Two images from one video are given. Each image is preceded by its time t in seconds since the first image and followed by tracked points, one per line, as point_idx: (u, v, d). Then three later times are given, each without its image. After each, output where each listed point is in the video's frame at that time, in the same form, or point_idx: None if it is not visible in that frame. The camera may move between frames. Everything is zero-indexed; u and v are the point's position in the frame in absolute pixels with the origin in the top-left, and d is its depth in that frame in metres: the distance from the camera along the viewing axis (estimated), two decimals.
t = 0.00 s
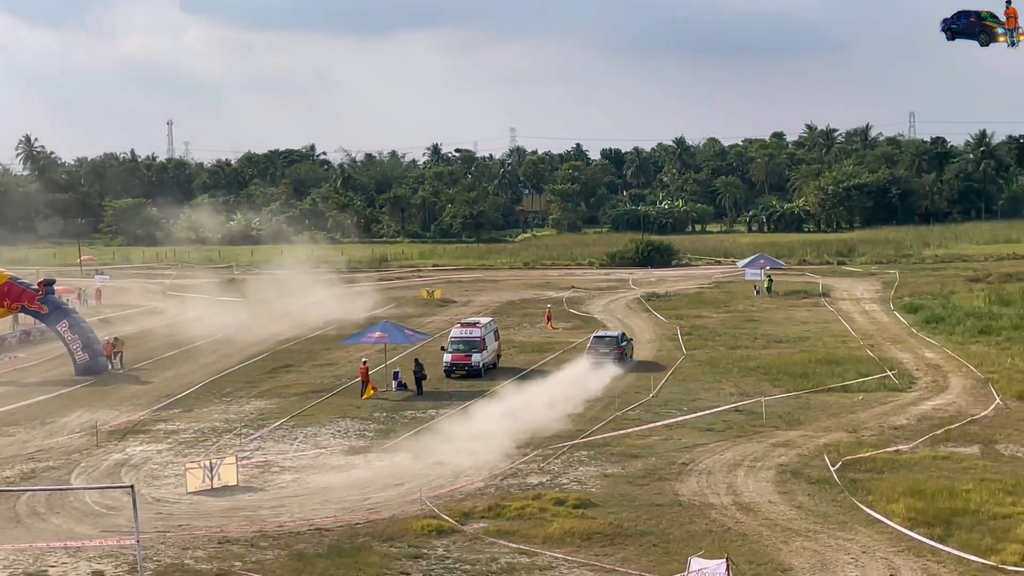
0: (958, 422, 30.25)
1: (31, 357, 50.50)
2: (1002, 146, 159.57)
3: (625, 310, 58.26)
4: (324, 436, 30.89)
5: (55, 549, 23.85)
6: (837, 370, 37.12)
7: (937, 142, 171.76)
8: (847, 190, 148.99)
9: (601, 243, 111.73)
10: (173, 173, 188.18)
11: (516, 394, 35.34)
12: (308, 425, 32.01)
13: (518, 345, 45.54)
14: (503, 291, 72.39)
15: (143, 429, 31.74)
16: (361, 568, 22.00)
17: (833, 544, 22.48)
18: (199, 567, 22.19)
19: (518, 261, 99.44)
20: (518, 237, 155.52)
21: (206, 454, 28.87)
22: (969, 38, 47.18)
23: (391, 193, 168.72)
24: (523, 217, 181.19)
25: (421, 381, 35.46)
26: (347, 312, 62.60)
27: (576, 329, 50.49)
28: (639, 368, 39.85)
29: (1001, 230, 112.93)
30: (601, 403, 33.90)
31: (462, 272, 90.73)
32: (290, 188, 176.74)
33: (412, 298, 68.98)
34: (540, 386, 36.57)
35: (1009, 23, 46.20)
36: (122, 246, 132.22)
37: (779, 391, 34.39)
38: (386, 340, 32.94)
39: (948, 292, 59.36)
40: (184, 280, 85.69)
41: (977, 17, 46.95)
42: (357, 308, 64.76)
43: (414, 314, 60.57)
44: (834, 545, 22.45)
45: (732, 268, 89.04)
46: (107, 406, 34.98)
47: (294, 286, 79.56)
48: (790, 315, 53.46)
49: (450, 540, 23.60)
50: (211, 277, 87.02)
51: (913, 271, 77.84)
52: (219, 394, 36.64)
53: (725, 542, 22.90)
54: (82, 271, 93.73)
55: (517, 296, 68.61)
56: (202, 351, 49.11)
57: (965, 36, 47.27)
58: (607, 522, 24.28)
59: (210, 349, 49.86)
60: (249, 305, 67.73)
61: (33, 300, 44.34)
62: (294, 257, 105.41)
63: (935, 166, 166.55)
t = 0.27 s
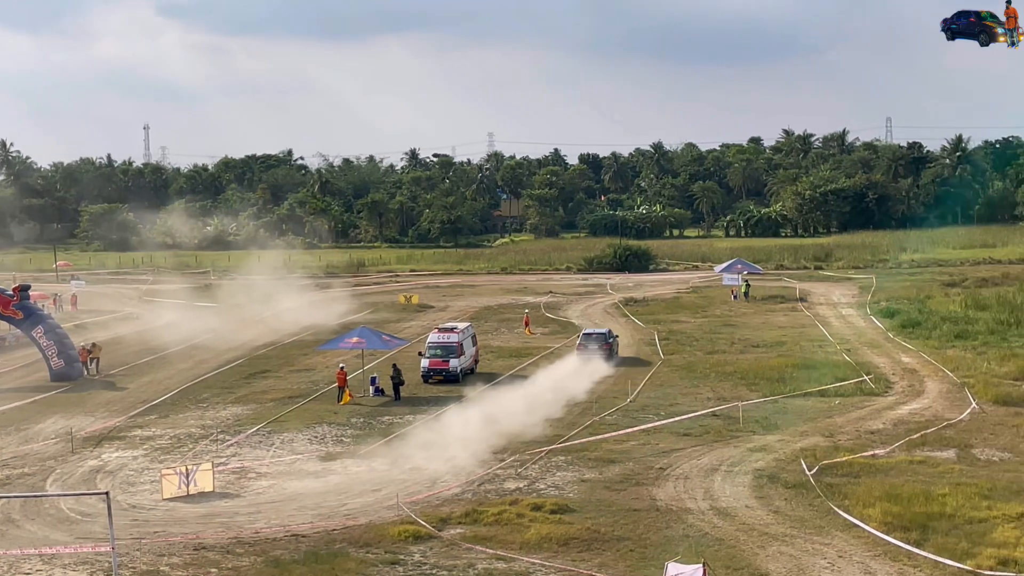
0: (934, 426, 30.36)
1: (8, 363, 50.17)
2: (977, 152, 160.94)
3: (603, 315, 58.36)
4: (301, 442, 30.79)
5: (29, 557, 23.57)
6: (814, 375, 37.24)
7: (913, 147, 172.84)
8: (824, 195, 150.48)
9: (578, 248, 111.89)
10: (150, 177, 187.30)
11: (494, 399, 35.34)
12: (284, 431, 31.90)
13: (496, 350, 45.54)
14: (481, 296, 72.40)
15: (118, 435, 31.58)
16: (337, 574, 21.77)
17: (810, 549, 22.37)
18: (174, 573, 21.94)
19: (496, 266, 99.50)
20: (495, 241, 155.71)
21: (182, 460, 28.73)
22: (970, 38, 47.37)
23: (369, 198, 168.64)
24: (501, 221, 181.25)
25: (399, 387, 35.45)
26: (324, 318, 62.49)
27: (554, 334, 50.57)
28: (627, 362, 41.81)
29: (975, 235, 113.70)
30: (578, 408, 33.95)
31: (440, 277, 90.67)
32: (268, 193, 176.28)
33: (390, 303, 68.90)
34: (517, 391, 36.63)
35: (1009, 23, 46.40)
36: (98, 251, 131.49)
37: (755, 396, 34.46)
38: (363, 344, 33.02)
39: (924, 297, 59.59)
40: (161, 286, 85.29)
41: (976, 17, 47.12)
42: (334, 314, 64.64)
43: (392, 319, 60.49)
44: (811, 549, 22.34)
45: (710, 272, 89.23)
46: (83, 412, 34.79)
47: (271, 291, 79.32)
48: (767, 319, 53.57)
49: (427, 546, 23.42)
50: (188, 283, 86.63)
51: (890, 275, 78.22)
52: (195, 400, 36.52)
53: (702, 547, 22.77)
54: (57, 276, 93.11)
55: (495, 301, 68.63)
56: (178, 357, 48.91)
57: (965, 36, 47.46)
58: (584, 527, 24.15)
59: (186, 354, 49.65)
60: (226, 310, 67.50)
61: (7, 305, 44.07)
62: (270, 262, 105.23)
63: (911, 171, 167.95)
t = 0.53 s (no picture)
0: (917, 434, 30.46)
1: None
2: (961, 161, 161.77)
3: (587, 324, 58.48)
4: (285, 450, 30.78)
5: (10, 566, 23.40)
6: (798, 382, 37.36)
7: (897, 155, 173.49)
8: (808, 204, 151.08)
9: (562, 256, 111.94)
10: (134, 186, 186.87)
11: (479, 408, 35.38)
12: (268, 439, 31.88)
13: (480, 358, 45.62)
14: (466, 304, 72.47)
15: (102, 444, 31.52)
16: None
17: (793, 557, 22.33)
18: None
19: (482, 274, 99.52)
20: (480, 250, 155.57)
21: (166, 470, 28.69)
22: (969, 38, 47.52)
23: (354, 207, 168.45)
24: (486, 230, 181.19)
25: (383, 396, 35.46)
26: (309, 326, 62.46)
27: (539, 343, 50.66)
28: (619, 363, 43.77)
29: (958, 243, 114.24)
30: (563, 415, 34.01)
31: (424, 285, 90.66)
32: (252, 201, 175.96)
33: (375, 311, 68.89)
34: (502, 399, 36.73)
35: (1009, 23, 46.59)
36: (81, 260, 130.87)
37: (739, 404, 34.53)
38: (347, 353, 33.00)
39: (908, 305, 59.76)
40: (145, 295, 85.00)
41: (977, 17, 47.29)
42: (320, 322, 64.63)
43: (376, 327, 60.51)
44: (793, 557, 22.30)
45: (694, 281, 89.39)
46: (66, 421, 34.71)
47: (255, 300, 79.21)
48: (751, 327, 53.64)
49: (411, 555, 23.29)
50: (172, 291, 86.44)
51: (873, 283, 78.50)
52: (179, 408, 36.48)
53: (685, 556, 22.71)
54: (41, 285, 92.76)
55: (479, 309, 68.74)
56: (162, 366, 48.82)
57: (965, 36, 47.63)
58: (568, 535, 24.07)
59: (170, 363, 49.57)
60: (210, 319, 67.37)
61: None
62: (254, 271, 105.03)
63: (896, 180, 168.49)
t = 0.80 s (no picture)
0: (905, 444, 30.47)
1: None
2: (950, 171, 162.44)
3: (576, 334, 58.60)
4: (273, 461, 30.73)
5: None
6: (786, 392, 37.39)
7: (886, 166, 174.03)
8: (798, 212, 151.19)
9: (550, 266, 112.13)
10: (124, 196, 186.75)
11: (468, 417, 35.43)
12: (256, 450, 31.83)
13: (469, 368, 45.65)
14: (455, 314, 72.55)
15: (88, 455, 31.45)
16: None
17: (782, 567, 22.21)
18: None
19: (470, 284, 99.64)
20: (469, 260, 155.64)
21: (152, 480, 28.62)
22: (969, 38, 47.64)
23: (344, 218, 168.68)
24: (475, 240, 181.43)
25: (371, 406, 35.45)
26: (299, 337, 62.48)
27: (527, 353, 50.72)
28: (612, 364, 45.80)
29: (945, 253, 114.64)
30: (552, 425, 34.04)
31: (413, 295, 90.75)
32: (242, 211, 176.07)
33: (365, 322, 68.92)
34: (492, 409, 36.82)
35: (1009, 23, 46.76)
36: (70, 270, 130.71)
37: (728, 414, 34.52)
38: (335, 363, 32.98)
39: (897, 314, 59.82)
40: (134, 305, 84.91)
41: (977, 17, 47.45)
42: (308, 332, 64.63)
43: (366, 337, 60.55)
44: (782, 568, 22.19)
45: (683, 290, 89.50)
46: (53, 431, 34.63)
47: (244, 310, 79.17)
48: (739, 337, 53.66)
49: (398, 566, 23.12)
50: (161, 302, 86.38)
51: (862, 293, 78.76)
52: (168, 419, 36.44)
53: (673, 566, 22.57)
54: (29, 295, 92.64)
55: (469, 319, 68.83)
56: (150, 376, 48.74)
57: (965, 36, 47.76)
58: (555, 545, 23.93)
59: (158, 373, 49.50)
60: (198, 329, 67.33)
61: None
62: (241, 280, 105.10)
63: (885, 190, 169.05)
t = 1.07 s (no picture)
0: (896, 451, 30.52)
1: None
2: (941, 179, 162.89)
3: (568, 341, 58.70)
4: (264, 468, 30.73)
5: None
6: (778, 400, 37.46)
7: (878, 173, 174.23)
8: (790, 221, 151.08)
9: (541, 273, 112.21)
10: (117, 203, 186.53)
11: (460, 424, 35.47)
12: (247, 458, 31.83)
13: (461, 376, 45.69)
14: (448, 321, 72.65)
15: (79, 463, 31.42)
16: None
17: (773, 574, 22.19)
18: None
19: (463, 292, 99.72)
20: (462, 268, 155.60)
21: (144, 488, 28.62)
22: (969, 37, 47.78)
23: (337, 225, 168.67)
24: (468, 247, 181.49)
25: (363, 413, 35.47)
26: (291, 344, 62.51)
27: (519, 360, 50.80)
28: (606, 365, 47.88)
29: (937, 260, 114.84)
30: (544, 432, 34.06)
31: (406, 303, 90.79)
32: (234, 219, 176.02)
33: (358, 329, 68.98)
34: (485, 416, 36.88)
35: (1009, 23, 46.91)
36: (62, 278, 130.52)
37: (719, 421, 34.54)
38: (327, 370, 32.99)
39: (888, 322, 59.90)
40: (126, 313, 84.90)
41: (976, 17, 47.60)
42: (300, 340, 64.67)
43: (358, 345, 60.60)
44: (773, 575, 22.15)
45: (675, 298, 89.54)
46: (45, 439, 34.62)
47: (237, 317, 79.19)
48: (731, 345, 53.67)
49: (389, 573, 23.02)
50: (153, 309, 86.35)
51: (854, 301, 78.96)
52: (159, 427, 36.45)
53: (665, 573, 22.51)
54: (21, 303, 92.55)
55: (461, 326, 68.93)
56: (142, 384, 48.72)
57: (965, 36, 47.92)
58: (547, 552, 23.88)
59: (150, 381, 49.48)
60: (190, 337, 67.33)
61: None
62: (233, 288, 105.12)
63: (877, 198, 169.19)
